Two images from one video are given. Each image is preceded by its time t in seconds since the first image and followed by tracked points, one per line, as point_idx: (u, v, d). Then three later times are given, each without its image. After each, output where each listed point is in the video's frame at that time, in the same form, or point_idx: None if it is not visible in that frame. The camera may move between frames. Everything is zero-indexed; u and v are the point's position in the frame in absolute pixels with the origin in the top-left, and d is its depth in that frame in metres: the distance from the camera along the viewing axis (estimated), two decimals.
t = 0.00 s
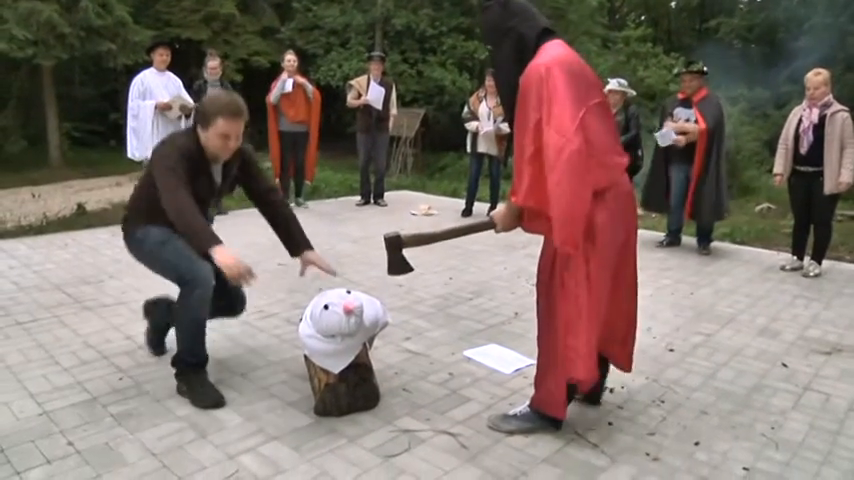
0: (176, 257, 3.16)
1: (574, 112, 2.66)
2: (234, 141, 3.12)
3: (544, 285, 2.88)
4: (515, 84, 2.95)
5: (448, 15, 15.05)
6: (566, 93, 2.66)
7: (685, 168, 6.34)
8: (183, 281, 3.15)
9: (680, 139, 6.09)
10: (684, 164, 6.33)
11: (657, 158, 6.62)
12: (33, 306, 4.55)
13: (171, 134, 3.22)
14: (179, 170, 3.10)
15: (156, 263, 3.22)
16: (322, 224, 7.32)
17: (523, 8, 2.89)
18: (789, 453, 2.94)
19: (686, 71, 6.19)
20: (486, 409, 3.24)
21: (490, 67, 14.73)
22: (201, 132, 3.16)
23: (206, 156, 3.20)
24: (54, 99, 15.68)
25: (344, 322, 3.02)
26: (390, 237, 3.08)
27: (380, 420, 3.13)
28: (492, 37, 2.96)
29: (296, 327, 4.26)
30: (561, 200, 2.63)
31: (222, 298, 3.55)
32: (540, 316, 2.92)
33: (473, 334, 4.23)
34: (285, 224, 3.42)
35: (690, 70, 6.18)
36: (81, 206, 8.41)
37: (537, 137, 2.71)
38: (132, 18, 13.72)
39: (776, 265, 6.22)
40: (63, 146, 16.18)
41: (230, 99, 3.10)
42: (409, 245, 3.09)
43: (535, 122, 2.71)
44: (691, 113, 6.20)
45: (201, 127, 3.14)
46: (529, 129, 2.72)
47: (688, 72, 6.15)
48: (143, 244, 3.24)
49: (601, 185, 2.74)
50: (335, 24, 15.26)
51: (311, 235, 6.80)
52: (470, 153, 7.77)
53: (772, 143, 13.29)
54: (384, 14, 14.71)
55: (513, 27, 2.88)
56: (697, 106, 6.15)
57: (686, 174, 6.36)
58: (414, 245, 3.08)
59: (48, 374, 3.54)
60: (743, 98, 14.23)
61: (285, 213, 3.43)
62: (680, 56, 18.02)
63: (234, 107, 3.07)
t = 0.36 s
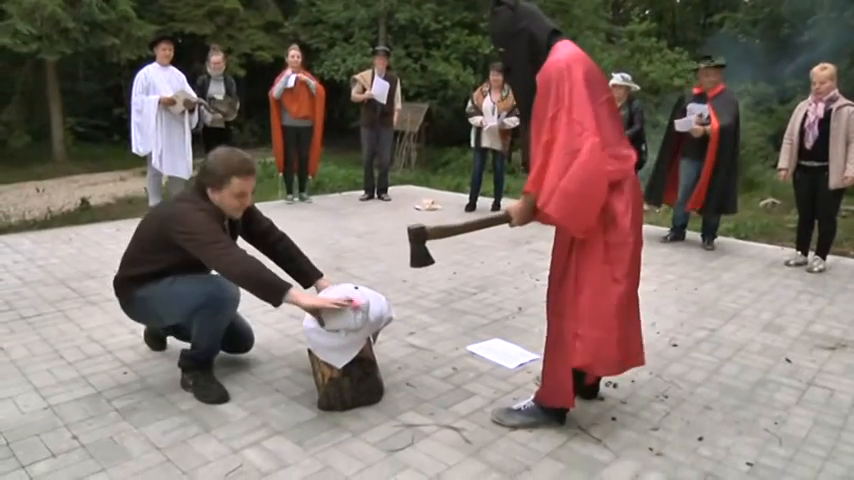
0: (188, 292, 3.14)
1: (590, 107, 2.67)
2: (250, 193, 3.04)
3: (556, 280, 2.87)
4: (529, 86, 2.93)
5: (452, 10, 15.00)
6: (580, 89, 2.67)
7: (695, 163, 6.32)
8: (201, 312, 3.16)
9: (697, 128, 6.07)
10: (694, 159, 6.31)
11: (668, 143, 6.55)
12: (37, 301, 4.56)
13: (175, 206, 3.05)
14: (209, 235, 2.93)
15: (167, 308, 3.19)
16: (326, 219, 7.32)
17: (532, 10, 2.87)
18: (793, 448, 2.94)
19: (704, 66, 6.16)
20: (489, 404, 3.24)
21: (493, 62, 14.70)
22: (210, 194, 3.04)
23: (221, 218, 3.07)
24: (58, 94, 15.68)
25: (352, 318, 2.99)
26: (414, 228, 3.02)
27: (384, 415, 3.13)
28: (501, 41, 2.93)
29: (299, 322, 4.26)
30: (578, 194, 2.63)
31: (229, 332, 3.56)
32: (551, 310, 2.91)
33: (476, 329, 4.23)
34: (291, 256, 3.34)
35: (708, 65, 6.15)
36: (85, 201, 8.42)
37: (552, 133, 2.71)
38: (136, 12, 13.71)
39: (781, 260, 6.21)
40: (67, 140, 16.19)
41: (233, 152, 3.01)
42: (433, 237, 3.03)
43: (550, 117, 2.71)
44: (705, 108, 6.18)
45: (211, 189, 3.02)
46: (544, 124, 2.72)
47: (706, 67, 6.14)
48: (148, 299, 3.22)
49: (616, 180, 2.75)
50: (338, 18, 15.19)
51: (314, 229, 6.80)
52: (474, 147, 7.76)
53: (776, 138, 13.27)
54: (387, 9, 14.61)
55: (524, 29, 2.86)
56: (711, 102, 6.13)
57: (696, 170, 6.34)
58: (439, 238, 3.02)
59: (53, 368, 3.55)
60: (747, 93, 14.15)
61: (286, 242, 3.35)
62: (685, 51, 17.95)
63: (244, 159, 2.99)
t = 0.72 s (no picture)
0: (197, 301, 3.12)
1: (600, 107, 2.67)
2: (256, 201, 3.02)
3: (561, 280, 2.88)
4: (540, 87, 2.93)
5: (454, 10, 14.99)
6: (589, 91, 2.66)
7: (705, 165, 6.30)
8: (210, 320, 3.15)
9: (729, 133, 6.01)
10: (706, 161, 6.28)
11: (678, 143, 6.45)
12: (39, 300, 4.56)
13: (181, 218, 3.01)
14: (219, 249, 2.90)
15: (176, 319, 3.17)
16: (328, 219, 7.32)
17: (543, 12, 2.88)
18: (795, 448, 2.94)
19: (716, 67, 6.09)
20: (491, 404, 3.24)
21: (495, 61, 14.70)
22: (215, 204, 3.00)
23: (228, 227, 3.05)
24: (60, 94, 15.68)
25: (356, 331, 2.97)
26: (430, 231, 3.06)
27: (385, 414, 3.13)
28: (512, 42, 2.93)
29: (301, 322, 4.26)
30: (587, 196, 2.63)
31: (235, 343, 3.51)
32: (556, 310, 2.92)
33: (479, 329, 4.23)
34: (296, 261, 3.34)
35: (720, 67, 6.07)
36: (87, 200, 8.43)
37: (560, 134, 2.70)
38: (138, 12, 13.70)
39: (783, 259, 6.20)
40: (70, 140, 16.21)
41: (238, 159, 2.98)
42: (449, 238, 3.07)
43: (558, 118, 2.70)
44: (720, 111, 6.12)
45: (217, 198, 2.98)
46: (553, 124, 2.71)
47: (716, 68, 6.08)
48: (158, 311, 3.19)
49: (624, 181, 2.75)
50: (340, 18, 15.17)
51: (316, 229, 6.81)
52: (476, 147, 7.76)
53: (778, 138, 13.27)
54: (389, 9, 14.63)
55: (535, 31, 2.86)
56: (727, 105, 6.11)
57: (705, 172, 6.32)
58: (455, 239, 3.07)
59: (56, 367, 3.55)
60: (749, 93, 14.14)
61: (292, 247, 3.34)
62: (686, 51, 17.92)
63: (250, 167, 2.95)
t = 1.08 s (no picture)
0: (196, 302, 3.12)
1: (599, 110, 2.67)
2: (252, 199, 3.02)
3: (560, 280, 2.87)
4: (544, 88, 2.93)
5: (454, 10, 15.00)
6: (589, 93, 2.66)
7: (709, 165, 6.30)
8: (209, 321, 3.15)
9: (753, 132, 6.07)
10: (711, 163, 6.28)
11: (682, 143, 6.36)
12: (39, 301, 4.57)
13: (181, 221, 3.01)
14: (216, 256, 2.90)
15: (175, 319, 3.17)
16: (328, 219, 7.32)
17: (548, 12, 2.88)
18: (795, 448, 2.94)
19: (716, 71, 6.05)
20: (491, 404, 3.24)
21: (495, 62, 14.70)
22: (213, 204, 3.00)
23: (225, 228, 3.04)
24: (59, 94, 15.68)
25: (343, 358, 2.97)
26: (423, 223, 3.08)
27: (385, 415, 3.13)
28: (516, 42, 2.93)
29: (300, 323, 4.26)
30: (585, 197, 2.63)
31: (235, 344, 3.51)
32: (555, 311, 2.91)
33: (478, 329, 4.22)
34: (297, 260, 3.34)
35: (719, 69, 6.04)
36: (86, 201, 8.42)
37: (559, 136, 2.71)
38: (137, 12, 13.70)
39: (782, 260, 6.20)
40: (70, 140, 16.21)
41: (235, 160, 2.99)
42: (442, 230, 3.08)
43: (558, 119, 2.70)
44: (726, 112, 6.13)
45: (214, 199, 2.98)
46: (552, 126, 2.71)
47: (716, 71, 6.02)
48: (157, 310, 3.19)
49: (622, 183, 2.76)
50: (340, 18, 15.16)
51: (316, 229, 6.81)
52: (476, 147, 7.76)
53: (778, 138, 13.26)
54: (389, 9, 14.65)
55: (539, 31, 2.86)
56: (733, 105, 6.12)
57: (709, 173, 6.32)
58: (448, 231, 3.08)
59: (55, 368, 3.55)
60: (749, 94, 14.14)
61: (295, 250, 3.34)
62: (686, 51, 17.92)
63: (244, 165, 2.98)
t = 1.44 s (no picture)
0: (195, 302, 3.12)
1: (597, 112, 2.67)
2: (249, 195, 3.03)
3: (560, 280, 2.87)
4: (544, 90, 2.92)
5: (453, 10, 15.00)
6: (588, 94, 2.66)
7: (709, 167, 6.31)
8: (208, 320, 3.15)
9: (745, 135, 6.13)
10: (711, 164, 6.29)
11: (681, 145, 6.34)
12: (39, 301, 4.56)
13: (179, 221, 3.01)
14: (214, 257, 2.90)
15: (174, 319, 3.17)
16: (327, 220, 7.32)
17: (547, 12, 2.87)
18: (794, 449, 2.94)
19: (713, 72, 6.08)
20: (490, 404, 3.24)
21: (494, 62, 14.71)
22: (209, 202, 2.99)
23: (219, 226, 3.04)
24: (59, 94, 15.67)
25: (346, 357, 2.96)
26: (418, 223, 3.08)
27: (384, 415, 3.13)
28: (516, 43, 2.93)
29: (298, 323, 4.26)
30: (583, 199, 2.64)
31: (234, 345, 3.51)
32: (555, 310, 2.91)
33: (478, 330, 4.22)
34: (296, 257, 3.33)
35: (716, 71, 6.08)
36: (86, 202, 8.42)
37: (558, 137, 2.71)
38: (137, 13, 13.69)
39: (782, 260, 6.20)
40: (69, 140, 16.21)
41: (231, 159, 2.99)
42: (437, 231, 3.09)
43: (557, 120, 2.71)
44: (724, 113, 6.16)
45: (210, 197, 2.97)
46: (551, 126, 2.72)
47: (713, 72, 6.05)
48: (156, 310, 3.19)
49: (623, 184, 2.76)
50: (339, 19, 15.16)
51: (315, 230, 6.80)
52: (475, 147, 7.76)
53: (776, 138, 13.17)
54: (389, 9, 14.65)
55: (538, 31, 2.86)
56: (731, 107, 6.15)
57: (709, 174, 6.34)
58: (443, 232, 3.08)
59: (54, 368, 3.55)
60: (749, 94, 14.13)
61: (293, 248, 3.34)
62: (684, 51, 17.89)
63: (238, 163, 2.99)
